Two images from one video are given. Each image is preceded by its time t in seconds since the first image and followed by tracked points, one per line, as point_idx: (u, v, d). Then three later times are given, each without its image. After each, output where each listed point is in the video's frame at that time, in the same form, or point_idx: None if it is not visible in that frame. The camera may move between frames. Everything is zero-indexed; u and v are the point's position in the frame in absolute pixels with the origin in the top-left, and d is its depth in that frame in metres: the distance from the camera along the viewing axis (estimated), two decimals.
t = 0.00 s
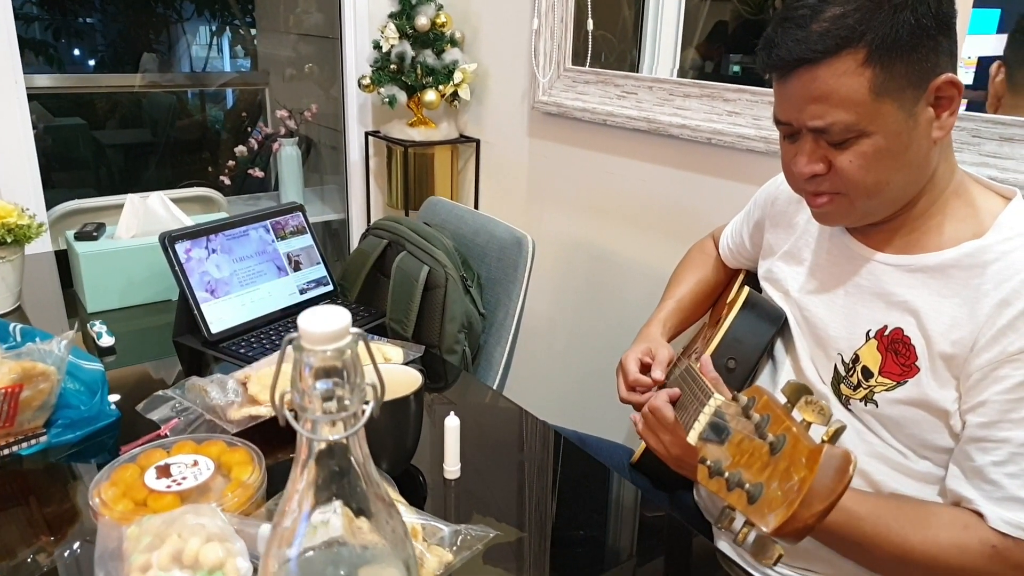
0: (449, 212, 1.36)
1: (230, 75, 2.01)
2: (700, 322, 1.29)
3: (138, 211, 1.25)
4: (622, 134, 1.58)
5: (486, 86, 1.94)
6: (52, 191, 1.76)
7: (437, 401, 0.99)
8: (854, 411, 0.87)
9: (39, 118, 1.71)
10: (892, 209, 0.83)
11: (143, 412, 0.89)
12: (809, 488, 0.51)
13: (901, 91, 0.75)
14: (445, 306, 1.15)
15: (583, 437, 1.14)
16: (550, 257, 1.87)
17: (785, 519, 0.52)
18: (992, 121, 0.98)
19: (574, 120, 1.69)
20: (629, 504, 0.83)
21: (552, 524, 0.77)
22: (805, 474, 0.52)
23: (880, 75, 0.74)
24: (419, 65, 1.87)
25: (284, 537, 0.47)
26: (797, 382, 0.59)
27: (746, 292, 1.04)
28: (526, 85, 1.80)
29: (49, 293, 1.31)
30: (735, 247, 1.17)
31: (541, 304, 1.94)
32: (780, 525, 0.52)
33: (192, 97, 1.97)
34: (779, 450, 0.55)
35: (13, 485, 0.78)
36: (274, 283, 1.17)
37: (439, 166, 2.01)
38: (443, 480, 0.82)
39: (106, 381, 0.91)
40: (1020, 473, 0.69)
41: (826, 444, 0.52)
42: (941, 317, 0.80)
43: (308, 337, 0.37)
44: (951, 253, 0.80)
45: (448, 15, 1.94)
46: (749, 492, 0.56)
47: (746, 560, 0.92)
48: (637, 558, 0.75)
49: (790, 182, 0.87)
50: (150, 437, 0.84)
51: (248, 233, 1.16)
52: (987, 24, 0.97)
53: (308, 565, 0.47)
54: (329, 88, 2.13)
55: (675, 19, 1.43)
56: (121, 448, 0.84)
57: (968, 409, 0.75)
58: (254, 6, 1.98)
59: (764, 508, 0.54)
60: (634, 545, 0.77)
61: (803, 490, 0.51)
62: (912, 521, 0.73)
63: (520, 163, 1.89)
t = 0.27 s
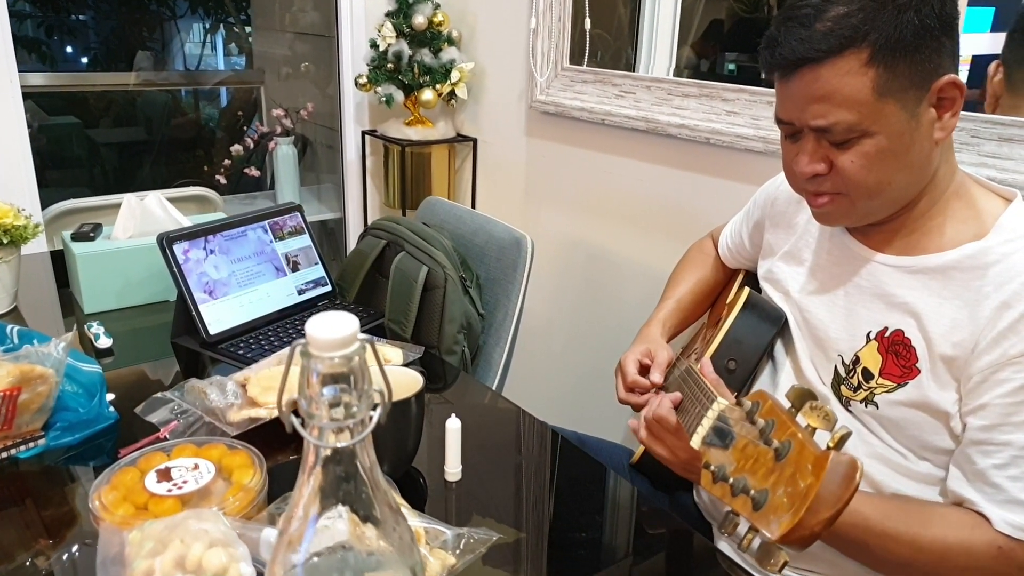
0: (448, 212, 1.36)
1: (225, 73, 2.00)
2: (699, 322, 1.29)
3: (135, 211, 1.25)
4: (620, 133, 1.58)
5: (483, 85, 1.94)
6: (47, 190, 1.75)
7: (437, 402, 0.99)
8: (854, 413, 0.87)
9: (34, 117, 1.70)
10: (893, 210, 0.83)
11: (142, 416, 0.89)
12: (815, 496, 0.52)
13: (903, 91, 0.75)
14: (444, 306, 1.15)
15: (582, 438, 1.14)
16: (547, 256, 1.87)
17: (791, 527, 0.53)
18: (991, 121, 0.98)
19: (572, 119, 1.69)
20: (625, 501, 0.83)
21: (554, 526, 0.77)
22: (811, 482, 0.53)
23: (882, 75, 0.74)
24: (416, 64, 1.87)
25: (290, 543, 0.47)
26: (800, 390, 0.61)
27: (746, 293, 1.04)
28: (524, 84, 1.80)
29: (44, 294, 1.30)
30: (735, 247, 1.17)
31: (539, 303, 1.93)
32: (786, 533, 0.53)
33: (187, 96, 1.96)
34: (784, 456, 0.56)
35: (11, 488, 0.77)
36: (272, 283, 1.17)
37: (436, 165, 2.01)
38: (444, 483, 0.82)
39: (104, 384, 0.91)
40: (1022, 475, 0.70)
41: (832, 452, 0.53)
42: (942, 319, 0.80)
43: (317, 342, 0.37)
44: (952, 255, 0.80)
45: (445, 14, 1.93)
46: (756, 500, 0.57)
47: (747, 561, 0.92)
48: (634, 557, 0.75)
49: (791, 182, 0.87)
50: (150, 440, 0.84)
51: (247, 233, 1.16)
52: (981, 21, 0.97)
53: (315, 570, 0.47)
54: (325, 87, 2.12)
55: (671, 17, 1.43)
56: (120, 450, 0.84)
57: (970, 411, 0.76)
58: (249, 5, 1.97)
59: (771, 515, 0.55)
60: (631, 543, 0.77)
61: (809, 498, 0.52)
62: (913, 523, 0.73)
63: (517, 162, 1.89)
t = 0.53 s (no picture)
0: (444, 209, 1.35)
1: (218, 70, 1.99)
2: (696, 319, 1.29)
3: (130, 210, 1.24)
4: (617, 130, 1.58)
5: (478, 81, 1.93)
6: (39, 188, 1.74)
7: (435, 401, 0.99)
8: (852, 411, 0.87)
9: (26, 114, 1.68)
10: (891, 208, 0.83)
11: (139, 417, 0.88)
12: (825, 501, 0.53)
13: (901, 90, 0.75)
14: (442, 305, 1.14)
15: (581, 436, 1.14)
16: (544, 253, 1.87)
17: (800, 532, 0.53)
18: (988, 118, 0.98)
19: (568, 116, 1.68)
20: (622, 496, 0.83)
21: (554, 525, 0.77)
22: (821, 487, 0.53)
23: (880, 74, 0.74)
24: (411, 61, 1.86)
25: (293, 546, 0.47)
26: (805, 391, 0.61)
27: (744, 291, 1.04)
28: (520, 80, 1.79)
29: (39, 293, 1.30)
30: (732, 245, 1.17)
31: (535, 300, 1.93)
32: (795, 538, 0.53)
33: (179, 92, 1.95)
34: (792, 460, 0.57)
35: (7, 489, 0.77)
36: (268, 282, 1.16)
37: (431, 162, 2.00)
38: (444, 482, 0.82)
39: (101, 385, 0.89)
40: (1021, 473, 0.70)
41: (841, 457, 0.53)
42: (941, 317, 0.80)
43: (318, 346, 0.37)
44: (950, 253, 0.81)
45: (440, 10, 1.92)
46: (763, 504, 0.57)
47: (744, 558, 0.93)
48: (629, 551, 0.75)
49: (789, 181, 0.86)
50: (148, 441, 0.83)
51: (243, 232, 1.15)
52: (976, 17, 0.97)
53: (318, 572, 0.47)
54: (320, 83, 2.11)
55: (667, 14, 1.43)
56: (117, 451, 0.83)
57: (968, 409, 0.76)
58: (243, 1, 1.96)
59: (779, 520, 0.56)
60: (627, 538, 0.76)
61: (819, 504, 0.53)
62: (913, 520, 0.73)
63: (514, 159, 1.88)
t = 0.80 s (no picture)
0: (440, 206, 1.35)
1: (210, 64, 1.98)
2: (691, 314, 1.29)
3: (124, 208, 1.23)
4: (612, 124, 1.57)
5: (473, 76, 1.93)
6: (31, 185, 1.73)
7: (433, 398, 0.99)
8: (849, 406, 0.88)
9: (16, 109, 1.67)
10: (888, 204, 0.84)
11: (137, 418, 0.88)
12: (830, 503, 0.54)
13: (899, 86, 0.75)
14: (439, 302, 1.14)
15: (579, 432, 1.14)
16: (539, 247, 1.87)
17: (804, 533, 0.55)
18: (982, 113, 0.98)
19: (562, 111, 1.68)
20: (617, 489, 0.83)
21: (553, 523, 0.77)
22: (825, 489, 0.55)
23: (878, 70, 0.74)
24: (406, 56, 1.84)
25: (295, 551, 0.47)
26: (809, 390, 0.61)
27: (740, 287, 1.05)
28: (514, 75, 1.79)
29: (32, 292, 1.29)
30: (728, 241, 1.17)
31: (531, 295, 1.93)
32: (800, 539, 0.55)
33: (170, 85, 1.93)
34: (796, 462, 0.58)
35: (4, 492, 0.76)
36: (264, 280, 1.16)
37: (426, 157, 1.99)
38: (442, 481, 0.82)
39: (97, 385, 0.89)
40: (1016, 467, 0.70)
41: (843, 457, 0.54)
42: (937, 312, 0.80)
43: (319, 353, 0.38)
44: (946, 248, 0.81)
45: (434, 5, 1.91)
46: (767, 505, 0.58)
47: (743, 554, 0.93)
48: (624, 543, 0.75)
49: (787, 177, 0.86)
50: (145, 441, 0.83)
51: (238, 230, 1.15)
52: (970, 8, 0.97)
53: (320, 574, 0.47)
54: (313, 78, 2.10)
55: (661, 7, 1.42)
56: (114, 452, 0.83)
57: (964, 404, 0.76)
58: None
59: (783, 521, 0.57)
60: (621, 530, 0.77)
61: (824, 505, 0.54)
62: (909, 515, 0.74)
63: (508, 154, 1.88)
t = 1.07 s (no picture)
0: (434, 204, 1.35)
1: (200, 58, 1.95)
2: (685, 312, 1.29)
3: (116, 207, 1.23)
4: (606, 121, 1.57)
5: (466, 71, 1.92)
6: (19, 180, 1.71)
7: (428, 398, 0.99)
8: (844, 405, 0.88)
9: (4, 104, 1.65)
10: (882, 204, 0.84)
11: (131, 420, 0.88)
12: (829, 508, 0.55)
13: (893, 88, 0.76)
14: (434, 301, 1.14)
15: (574, 430, 1.15)
16: (533, 244, 1.87)
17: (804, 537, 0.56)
18: (973, 112, 0.99)
19: (556, 108, 1.68)
20: (610, 484, 0.85)
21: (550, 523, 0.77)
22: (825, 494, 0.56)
23: (873, 72, 0.75)
24: (398, 52, 1.83)
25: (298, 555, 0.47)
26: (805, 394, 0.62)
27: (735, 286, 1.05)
28: (508, 71, 1.78)
29: (24, 291, 1.28)
30: (722, 239, 1.17)
31: (524, 292, 1.93)
32: (799, 543, 0.56)
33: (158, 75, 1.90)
34: (795, 466, 0.58)
35: None
36: (258, 280, 1.16)
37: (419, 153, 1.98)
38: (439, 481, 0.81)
39: (91, 388, 0.89)
40: (1007, 464, 0.71)
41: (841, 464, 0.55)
42: (930, 311, 0.81)
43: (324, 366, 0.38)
44: (939, 248, 0.81)
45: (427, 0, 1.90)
46: (766, 509, 0.59)
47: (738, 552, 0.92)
48: (618, 537, 0.77)
49: (781, 177, 0.87)
50: (141, 444, 0.83)
51: (231, 230, 1.14)
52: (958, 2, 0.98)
53: None
54: (305, 74, 2.09)
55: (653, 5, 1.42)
56: (110, 455, 0.83)
57: (957, 402, 0.77)
58: None
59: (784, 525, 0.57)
60: (615, 525, 0.78)
61: (824, 510, 0.55)
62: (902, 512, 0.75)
63: (502, 150, 1.87)
